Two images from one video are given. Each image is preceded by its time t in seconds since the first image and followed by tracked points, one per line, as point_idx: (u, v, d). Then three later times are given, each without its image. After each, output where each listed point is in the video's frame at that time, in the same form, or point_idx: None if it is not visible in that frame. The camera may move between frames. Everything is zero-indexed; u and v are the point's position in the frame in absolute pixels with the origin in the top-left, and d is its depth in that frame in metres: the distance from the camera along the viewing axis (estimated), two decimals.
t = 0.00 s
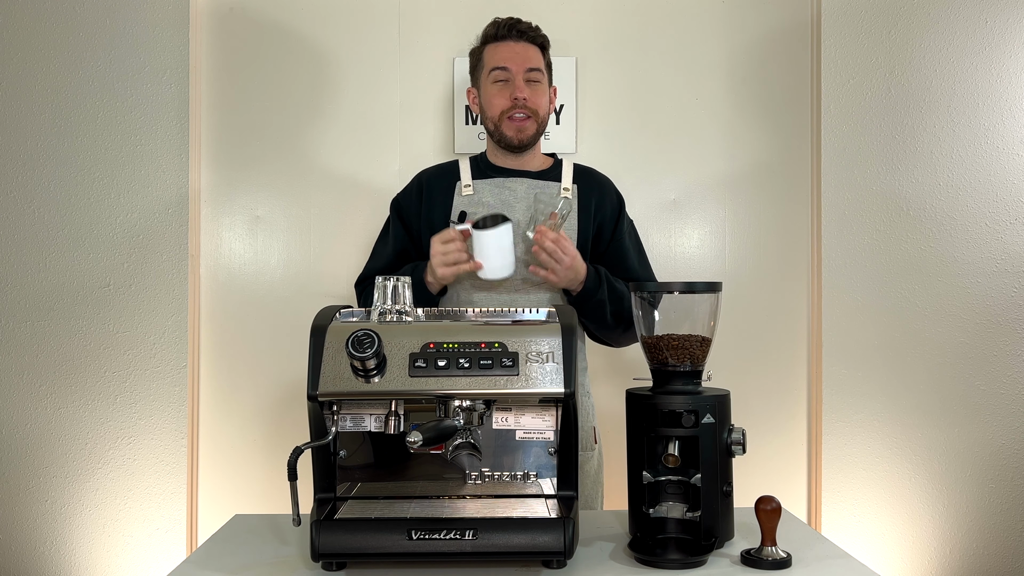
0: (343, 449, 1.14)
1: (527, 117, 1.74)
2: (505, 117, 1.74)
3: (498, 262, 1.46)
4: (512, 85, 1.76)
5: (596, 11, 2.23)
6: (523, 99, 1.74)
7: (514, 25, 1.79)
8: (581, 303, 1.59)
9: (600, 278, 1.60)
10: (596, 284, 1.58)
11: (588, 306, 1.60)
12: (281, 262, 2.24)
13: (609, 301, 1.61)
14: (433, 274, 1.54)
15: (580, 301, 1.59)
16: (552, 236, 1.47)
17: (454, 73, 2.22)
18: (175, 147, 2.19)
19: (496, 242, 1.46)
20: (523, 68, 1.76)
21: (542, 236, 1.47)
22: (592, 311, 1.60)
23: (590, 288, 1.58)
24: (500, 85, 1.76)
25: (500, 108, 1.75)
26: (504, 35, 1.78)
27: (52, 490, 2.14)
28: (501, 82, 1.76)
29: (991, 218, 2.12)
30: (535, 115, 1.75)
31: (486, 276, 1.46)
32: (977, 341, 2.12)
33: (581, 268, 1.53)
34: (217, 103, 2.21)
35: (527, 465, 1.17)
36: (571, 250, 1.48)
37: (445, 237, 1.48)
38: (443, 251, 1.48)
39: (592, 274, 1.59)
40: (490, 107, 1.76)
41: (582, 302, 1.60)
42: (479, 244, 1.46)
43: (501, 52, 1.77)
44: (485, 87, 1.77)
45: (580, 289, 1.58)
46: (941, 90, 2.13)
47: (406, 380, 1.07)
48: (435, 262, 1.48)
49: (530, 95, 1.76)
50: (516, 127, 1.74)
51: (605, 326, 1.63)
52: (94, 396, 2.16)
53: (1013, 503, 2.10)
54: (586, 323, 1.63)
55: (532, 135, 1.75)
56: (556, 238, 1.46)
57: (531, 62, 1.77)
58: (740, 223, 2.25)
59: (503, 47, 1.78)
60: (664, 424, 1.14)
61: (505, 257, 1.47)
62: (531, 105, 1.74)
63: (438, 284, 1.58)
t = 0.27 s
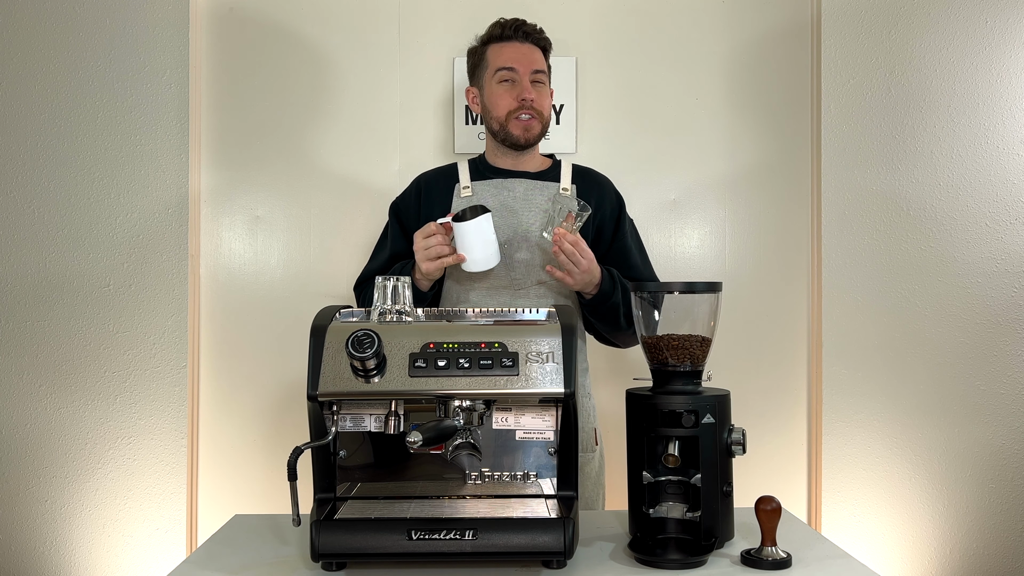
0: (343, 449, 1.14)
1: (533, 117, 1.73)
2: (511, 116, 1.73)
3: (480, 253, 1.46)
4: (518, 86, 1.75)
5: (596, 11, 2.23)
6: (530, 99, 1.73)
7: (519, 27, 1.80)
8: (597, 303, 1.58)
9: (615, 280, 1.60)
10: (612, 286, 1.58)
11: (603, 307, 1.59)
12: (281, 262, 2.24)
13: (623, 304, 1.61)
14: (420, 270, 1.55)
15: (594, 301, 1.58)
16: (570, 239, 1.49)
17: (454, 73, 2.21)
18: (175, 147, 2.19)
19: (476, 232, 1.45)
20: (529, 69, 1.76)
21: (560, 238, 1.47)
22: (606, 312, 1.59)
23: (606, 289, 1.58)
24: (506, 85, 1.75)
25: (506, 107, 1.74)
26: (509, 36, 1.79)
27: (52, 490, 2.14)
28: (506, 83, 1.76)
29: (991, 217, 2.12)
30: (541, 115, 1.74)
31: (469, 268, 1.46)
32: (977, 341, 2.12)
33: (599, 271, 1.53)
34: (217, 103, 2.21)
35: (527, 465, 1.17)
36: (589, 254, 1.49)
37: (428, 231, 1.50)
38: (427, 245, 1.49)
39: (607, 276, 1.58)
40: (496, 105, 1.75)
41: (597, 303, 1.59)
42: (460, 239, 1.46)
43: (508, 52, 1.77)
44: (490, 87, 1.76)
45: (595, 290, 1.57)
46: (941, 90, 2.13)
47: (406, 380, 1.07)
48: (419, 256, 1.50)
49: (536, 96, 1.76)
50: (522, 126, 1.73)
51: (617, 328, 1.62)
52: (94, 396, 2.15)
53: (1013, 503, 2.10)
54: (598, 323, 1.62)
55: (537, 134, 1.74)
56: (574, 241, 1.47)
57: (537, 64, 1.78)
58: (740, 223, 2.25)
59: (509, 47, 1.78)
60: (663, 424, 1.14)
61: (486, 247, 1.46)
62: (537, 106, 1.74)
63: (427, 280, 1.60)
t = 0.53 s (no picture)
0: (343, 449, 1.14)
1: (530, 120, 1.74)
2: (508, 118, 1.74)
3: (483, 278, 1.42)
4: (515, 88, 1.75)
5: (596, 11, 2.23)
6: (527, 102, 1.73)
7: (518, 28, 1.79)
8: (592, 316, 1.57)
9: (609, 291, 1.58)
10: (606, 298, 1.57)
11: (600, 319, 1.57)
12: (281, 262, 2.24)
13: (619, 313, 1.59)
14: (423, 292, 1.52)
15: (590, 314, 1.57)
16: (563, 259, 1.48)
17: (454, 73, 2.22)
18: (175, 147, 2.19)
19: (481, 259, 1.41)
20: (527, 71, 1.76)
21: (550, 262, 1.46)
22: (602, 323, 1.58)
23: (602, 302, 1.56)
24: (504, 87, 1.75)
25: (503, 109, 1.75)
26: (507, 37, 1.79)
27: (52, 489, 2.14)
28: (504, 85, 1.76)
29: (991, 217, 2.12)
30: (537, 117, 1.74)
31: (474, 292, 1.43)
32: (977, 340, 2.12)
33: (592, 287, 1.53)
34: (217, 103, 2.21)
35: (527, 465, 1.17)
36: (581, 273, 1.49)
37: (431, 254, 1.47)
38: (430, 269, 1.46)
39: (601, 288, 1.57)
40: (493, 107, 1.75)
41: (593, 317, 1.57)
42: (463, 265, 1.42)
43: (505, 54, 1.77)
44: (488, 88, 1.76)
45: (590, 304, 1.56)
46: (941, 90, 2.13)
47: (406, 380, 1.07)
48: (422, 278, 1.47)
49: (533, 98, 1.76)
50: (518, 128, 1.74)
51: (614, 338, 1.61)
52: (94, 396, 2.15)
53: (1013, 503, 2.10)
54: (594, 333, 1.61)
55: (534, 136, 1.75)
56: (564, 263, 1.46)
57: (535, 65, 1.77)
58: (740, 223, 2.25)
59: (506, 49, 1.78)
60: (663, 424, 1.14)
61: (489, 272, 1.42)
62: (534, 108, 1.74)
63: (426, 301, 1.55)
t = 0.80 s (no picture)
0: (343, 449, 1.14)
1: (528, 129, 1.74)
2: (506, 127, 1.74)
3: (480, 262, 1.32)
4: (514, 96, 1.75)
5: (596, 11, 2.23)
6: (525, 111, 1.74)
7: (517, 36, 1.79)
8: (590, 308, 1.56)
9: (610, 285, 1.57)
10: (606, 290, 1.56)
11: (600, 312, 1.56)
12: (281, 262, 2.24)
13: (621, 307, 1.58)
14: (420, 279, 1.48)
15: (589, 305, 1.56)
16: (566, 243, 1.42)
17: (454, 73, 2.22)
18: (175, 147, 2.19)
19: (475, 240, 1.31)
20: (526, 79, 1.76)
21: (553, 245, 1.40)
22: (601, 316, 1.57)
23: (601, 294, 1.56)
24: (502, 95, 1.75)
25: (501, 118, 1.75)
26: (506, 46, 1.79)
27: (52, 489, 2.14)
28: (503, 92, 1.76)
29: (991, 217, 2.12)
30: (536, 126, 1.75)
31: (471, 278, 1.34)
32: (977, 340, 2.12)
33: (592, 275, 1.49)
34: (217, 103, 2.21)
35: (527, 465, 1.17)
36: (583, 258, 1.43)
37: (423, 240, 1.41)
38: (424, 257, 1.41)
39: (602, 280, 1.56)
40: (491, 115, 1.75)
41: (592, 309, 1.57)
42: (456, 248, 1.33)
43: (504, 63, 1.77)
44: (486, 96, 1.76)
45: (589, 295, 1.55)
46: (941, 90, 2.13)
47: (406, 380, 1.07)
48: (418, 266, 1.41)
49: (532, 106, 1.76)
50: (516, 137, 1.74)
51: (615, 334, 1.59)
52: (94, 396, 2.15)
53: (1013, 503, 2.10)
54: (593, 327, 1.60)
55: (531, 145, 1.75)
56: (567, 247, 1.40)
57: (534, 74, 1.77)
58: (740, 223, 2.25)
59: (505, 57, 1.78)
60: (664, 424, 1.14)
61: (486, 257, 1.32)
62: (532, 117, 1.75)
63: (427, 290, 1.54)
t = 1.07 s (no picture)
0: (343, 449, 1.14)
1: (527, 121, 1.74)
2: (506, 120, 1.74)
3: (465, 229, 1.42)
4: (513, 90, 1.76)
5: (595, 11, 2.23)
6: (524, 103, 1.74)
7: (515, 31, 1.80)
8: (601, 289, 1.59)
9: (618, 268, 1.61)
10: (615, 272, 1.59)
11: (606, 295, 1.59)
12: (281, 262, 2.24)
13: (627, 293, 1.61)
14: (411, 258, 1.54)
15: (599, 287, 1.59)
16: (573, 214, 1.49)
17: (454, 73, 2.21)
18: (175, 147, 2.18)
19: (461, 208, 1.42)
20: (524, 72, 1.76)
21: (559, 215, 1.47)
22: (611, 299, 1.59)
23: (610, 277, 1.59)
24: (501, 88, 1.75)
25: (500, 111, 1.75)
26: (505, 40, 1.79)
27: (52, 490, 2.14)
28: (501, 85, 1.76)
29: (991, 217, 2.12)
30: (535, 119, 1.75)
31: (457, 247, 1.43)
32: (977, 340, 2.12)
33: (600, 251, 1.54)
34: (217, 103, 2.21)
35: (527, 465, 1.17)
36: (588, 228, 1.49)
37: (412, 216, 1.48)
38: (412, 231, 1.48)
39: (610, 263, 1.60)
40: (490, 110, 1.75)
41: (599, 291, 1.60)
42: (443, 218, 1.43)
43: (503, 57, 1.77)
44: (485, 90, 1.76)
45: (598, 276, 1.58)
46: (941, 90, 2.13)
47: (406, 380, 1.07)
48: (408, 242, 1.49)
49: (531, 100, 1.76)
50: (516, 130, 1.74)
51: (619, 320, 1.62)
52: (94, 396, 2.15)
53: (1013, 503, 2.10)
54: (601, 312, 1.62)
55: (531, 138, 1.75)
56: (575, 216, 1.47)
57: (532, 68, 1.78)
58: (740, 223, 2.25)
59: (504, 52, 1.78)
60: (664, 424, 1.14)
61: (470, 223, 1.42)
62: (531, 109, 1.75)
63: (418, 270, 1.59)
